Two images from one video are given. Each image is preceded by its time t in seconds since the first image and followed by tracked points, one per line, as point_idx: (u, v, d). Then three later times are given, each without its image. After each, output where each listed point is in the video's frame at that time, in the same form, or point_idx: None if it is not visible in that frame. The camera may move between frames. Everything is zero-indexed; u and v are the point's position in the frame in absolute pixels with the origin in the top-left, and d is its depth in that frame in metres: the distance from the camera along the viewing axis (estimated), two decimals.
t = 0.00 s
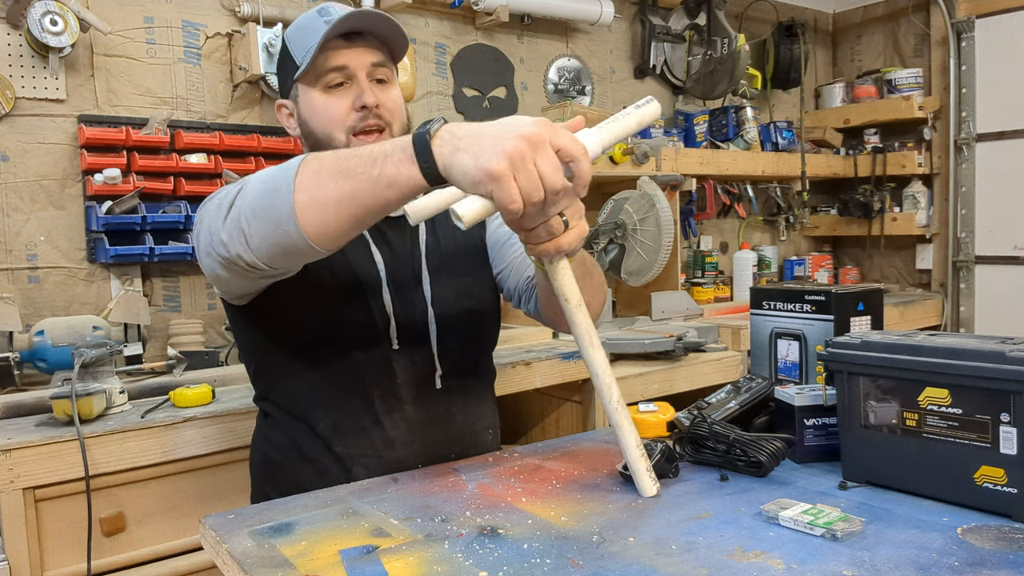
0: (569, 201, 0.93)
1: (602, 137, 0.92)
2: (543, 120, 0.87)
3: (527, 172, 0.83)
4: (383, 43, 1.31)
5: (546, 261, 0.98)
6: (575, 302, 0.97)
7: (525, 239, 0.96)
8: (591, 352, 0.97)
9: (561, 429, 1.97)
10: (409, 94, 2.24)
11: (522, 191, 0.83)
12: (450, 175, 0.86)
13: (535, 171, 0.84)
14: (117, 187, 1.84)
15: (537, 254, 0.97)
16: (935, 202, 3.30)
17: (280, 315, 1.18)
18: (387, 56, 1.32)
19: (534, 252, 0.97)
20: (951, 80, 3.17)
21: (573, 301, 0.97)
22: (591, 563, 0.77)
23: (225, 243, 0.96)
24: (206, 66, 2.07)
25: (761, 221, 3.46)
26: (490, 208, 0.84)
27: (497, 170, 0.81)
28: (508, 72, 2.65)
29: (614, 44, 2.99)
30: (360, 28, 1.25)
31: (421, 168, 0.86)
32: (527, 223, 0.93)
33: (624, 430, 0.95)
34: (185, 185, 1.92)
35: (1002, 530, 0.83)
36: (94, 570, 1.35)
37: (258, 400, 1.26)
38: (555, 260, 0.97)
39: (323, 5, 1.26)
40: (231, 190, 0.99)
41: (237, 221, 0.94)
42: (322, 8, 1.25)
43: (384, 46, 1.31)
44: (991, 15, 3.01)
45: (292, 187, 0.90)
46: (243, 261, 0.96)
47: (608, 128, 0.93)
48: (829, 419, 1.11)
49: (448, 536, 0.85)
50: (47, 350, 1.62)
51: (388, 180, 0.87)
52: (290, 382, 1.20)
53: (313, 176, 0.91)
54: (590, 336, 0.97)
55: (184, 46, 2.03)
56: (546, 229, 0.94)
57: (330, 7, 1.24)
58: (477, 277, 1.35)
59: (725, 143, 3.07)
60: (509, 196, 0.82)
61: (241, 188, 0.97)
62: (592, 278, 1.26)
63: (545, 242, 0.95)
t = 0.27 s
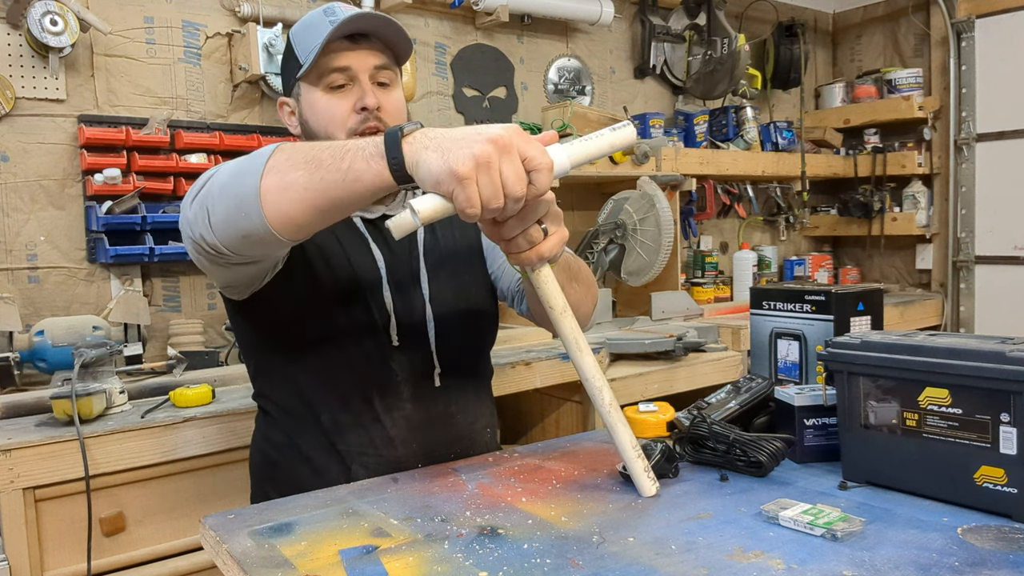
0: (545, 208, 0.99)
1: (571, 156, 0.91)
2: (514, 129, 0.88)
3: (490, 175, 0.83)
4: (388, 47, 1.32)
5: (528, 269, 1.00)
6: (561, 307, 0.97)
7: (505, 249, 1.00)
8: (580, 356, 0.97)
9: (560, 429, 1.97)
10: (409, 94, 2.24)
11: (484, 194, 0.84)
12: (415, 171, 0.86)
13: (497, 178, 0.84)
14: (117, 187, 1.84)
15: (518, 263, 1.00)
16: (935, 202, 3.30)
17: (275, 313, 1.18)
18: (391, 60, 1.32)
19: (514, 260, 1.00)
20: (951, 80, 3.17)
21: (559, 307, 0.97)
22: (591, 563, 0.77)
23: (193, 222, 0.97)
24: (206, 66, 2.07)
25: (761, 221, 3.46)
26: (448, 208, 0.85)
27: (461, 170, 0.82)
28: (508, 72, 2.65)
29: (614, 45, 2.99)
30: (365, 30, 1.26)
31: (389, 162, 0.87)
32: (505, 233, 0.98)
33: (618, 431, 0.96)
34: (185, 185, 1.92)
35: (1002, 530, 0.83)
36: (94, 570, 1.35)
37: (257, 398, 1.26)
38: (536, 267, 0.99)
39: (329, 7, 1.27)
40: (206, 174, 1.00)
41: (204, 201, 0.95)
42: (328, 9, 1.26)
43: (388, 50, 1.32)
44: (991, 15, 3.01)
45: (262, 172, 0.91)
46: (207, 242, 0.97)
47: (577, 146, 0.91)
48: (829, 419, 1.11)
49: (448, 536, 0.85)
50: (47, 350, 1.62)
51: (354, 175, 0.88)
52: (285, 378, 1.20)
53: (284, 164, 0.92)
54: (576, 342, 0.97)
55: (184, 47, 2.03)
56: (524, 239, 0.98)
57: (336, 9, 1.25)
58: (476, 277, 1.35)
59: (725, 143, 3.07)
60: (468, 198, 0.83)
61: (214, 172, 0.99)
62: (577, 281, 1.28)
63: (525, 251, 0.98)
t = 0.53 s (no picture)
0: (527, 214, 0.97)
1: (554, 159, 0.92)
2: (491, 133, 0.88)
3: (477, 180, 0.84)
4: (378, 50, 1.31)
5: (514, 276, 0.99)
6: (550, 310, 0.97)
7: (489, 256, 0.98)
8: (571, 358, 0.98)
9: (560, 429, 1.97)
10: (409, 94, 2.24)
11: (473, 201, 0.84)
12: (403, 194, 0.86)
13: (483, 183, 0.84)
14: (117, 187, 1.84)
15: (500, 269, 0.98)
16: (935, 202, 3.30)
17: (270, 322, 1.18)
18: (381, 63, 1.31)
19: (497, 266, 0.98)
20: (951, 80, 3.17)
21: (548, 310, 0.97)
22: (591, 563, 0.77)
23: (184, 247, 0.98)
24: (206, 66, 2.07)
25: (761, 221, 3.46)
26: (441, 221, 0.84)
27: (448, 179, 0.82)
28: (508, 72, 2.65)
29: (614, 44, 2.99)
30: (349, 34, 1.25)
31: (376, 191, 0.87)
32: (489, 241, 0.96)
33: (616, 431, 0.96)
34: (185, 185, 1.92)
35: (1002, 530, 0.83)
36: (94, 570, 1.35)
37: (253, 400, 1.26)
38: (523, 274, 0.98)
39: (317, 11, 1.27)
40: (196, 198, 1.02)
41: (196, 227, 0.96)
42: (315, 13, 1.26)
43: (377, 52, 1.30)
44: (991, 15, 3.01)
45: (251, 199, 0.93)
46: (200, 268, 0.98)
47: (558, 149, 0.93)
48: (829, 419, 1.11)
49: (447, 536, 0.85)
50: (47, 350, 1.62)
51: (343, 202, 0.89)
52: (282, 389, 1.20)
53: (273, 190, 0.93)
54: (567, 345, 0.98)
55: (184, 47, 2.03)
56: (509, 245, 0.96)
57: (322, 12, 1.25)
58: (468, 277, 1.35)
59: (725, 143, 3.07)
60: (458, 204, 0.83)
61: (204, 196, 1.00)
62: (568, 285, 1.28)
63: (510, 258, 0.97)
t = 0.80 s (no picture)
0: (519, 218, 0.98)
1: (544, 160, 0.92)
2: (479, 134, 0.88)
3: (469, 182, 0.84)
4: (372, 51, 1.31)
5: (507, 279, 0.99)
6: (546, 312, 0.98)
7: (483, 259, 0.99)
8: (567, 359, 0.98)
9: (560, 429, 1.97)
10: (409, 94, 2.24)
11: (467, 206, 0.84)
12: (397, 201, 0.87)
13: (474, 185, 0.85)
14: (118, 187, 1.84)
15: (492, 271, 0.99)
16: (935, 202, 3.30)
17: (268, 325, 1.18)
18: (375, 63, 1.31)
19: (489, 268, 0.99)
20: (951, 81, 3.17)
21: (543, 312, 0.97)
22: (591, 563, 0.77)
23: (181, 253, 0.99)
24: (207, 66, 2.07)
25: (761, 221, 3.46)
26: (435, 224, 0.84)
27: (440, 182, 0.83)
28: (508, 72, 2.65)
29: (614, 44, 2.99)
30: (342, 34, 1.26)
31: (370, 200, 0.87)
32: (481, 245, 0.97)
33: (614, 432, 0.97)
34: (185, 185, 1.92)
35: (1002, 530, 0.83)
36: (94, 570, 1.35)
37: (252, 401, 1.27)
38: (516, 277, 0.98)
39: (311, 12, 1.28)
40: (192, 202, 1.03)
41: (191, 233, 0.97)
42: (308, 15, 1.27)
43: (371, 53, 1.30)
44: (991, 15, 3.01)
45: (245, 207, 0.93)
46: (195, 273, 0.99)
47: (550, 150, 0.93)
48: (829, 419, 1.11)
49: (447, 536, 0.85)
50: (47, 350, 1.62)
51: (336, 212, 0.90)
52: (279, 390, 1.21)
53: (266, 198, 0.94)
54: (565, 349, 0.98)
55: (184, 46, 2.03)
56: (501, 248, 0.97)
57: (316, 13, 1.26)
58: (464, 278, 1.35)
59: (725, 143, 3.07)
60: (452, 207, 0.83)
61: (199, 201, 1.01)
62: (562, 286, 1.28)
63: (503, 261, 0.97)
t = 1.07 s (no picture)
0: (510, 221, 0.98)
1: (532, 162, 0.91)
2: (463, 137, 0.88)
3: (458, 183, 0.84)
4: (374, 53, 1.31)
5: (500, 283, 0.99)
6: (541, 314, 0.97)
7: (476, 263, 0.99)
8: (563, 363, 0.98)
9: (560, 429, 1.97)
10: (409, 95, 2.24)
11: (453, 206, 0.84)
12: (388, 208, 0.87)
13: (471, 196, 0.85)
14: (118, 187, 1.84)
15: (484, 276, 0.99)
16: (935, 202, 3.30)
17: (263, 329, 1.18)
18: (376, 66, 1.31)
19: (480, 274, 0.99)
20: (951, 81, 3.17)
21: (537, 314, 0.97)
22: (591, 563, 0.77)
23: (174, 257, 1.00)
24: (207, 66, 2.07)
25: (761, 221, 3.46)
26: (428, 228, 0.83)
27: (429, 185, 0.83)
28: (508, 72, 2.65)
29: (614, 44, 2.99)
30: (346, 37, 1.25)
31: (361, 206, 0.88)
32: (474, 249, 0.97)
33: (611, 432, 0.97)
34: (185, 185, 1.92)
35: (1002, 530, 0.83)
36: (94, 570, 1.35)
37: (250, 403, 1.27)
38: (509, 280, 0.98)
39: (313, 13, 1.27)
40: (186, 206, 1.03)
41: (184, 237, 0.97)
42: (312, 16, 1.26)
43: (374, 55, 1.30)
44: (991, 15, 3.01)
45: (238, 210, 0.93)
46: (189, 277, 0.99)
47: (538, 151, 0.91)
48: (829, 419, 1.11)
49: (447, 536, 0.85)
50: (47, 350, 1.62)
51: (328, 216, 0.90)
52: (277, 391, 1.21)
53: (258, 203, 0.94)
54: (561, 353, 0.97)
55: (184, 47, 2.03)
56: (494, 252, 0.97)
57: (318, 15, 1.25)
58: (462, 278, 1.35)
59: (725, 143, 3.07)
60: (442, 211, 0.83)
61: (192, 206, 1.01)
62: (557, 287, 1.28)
63: (496, 265, 0.97)
